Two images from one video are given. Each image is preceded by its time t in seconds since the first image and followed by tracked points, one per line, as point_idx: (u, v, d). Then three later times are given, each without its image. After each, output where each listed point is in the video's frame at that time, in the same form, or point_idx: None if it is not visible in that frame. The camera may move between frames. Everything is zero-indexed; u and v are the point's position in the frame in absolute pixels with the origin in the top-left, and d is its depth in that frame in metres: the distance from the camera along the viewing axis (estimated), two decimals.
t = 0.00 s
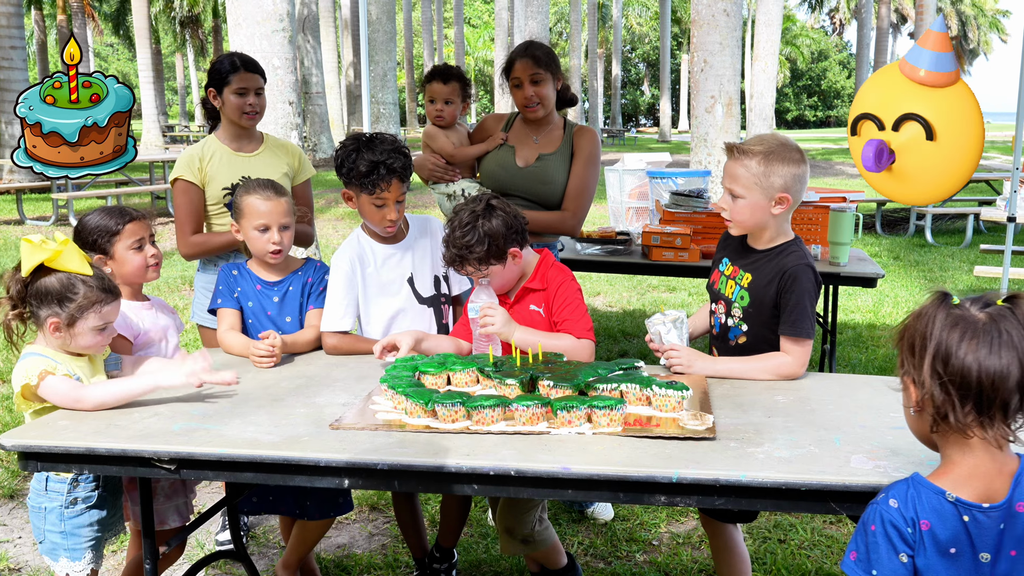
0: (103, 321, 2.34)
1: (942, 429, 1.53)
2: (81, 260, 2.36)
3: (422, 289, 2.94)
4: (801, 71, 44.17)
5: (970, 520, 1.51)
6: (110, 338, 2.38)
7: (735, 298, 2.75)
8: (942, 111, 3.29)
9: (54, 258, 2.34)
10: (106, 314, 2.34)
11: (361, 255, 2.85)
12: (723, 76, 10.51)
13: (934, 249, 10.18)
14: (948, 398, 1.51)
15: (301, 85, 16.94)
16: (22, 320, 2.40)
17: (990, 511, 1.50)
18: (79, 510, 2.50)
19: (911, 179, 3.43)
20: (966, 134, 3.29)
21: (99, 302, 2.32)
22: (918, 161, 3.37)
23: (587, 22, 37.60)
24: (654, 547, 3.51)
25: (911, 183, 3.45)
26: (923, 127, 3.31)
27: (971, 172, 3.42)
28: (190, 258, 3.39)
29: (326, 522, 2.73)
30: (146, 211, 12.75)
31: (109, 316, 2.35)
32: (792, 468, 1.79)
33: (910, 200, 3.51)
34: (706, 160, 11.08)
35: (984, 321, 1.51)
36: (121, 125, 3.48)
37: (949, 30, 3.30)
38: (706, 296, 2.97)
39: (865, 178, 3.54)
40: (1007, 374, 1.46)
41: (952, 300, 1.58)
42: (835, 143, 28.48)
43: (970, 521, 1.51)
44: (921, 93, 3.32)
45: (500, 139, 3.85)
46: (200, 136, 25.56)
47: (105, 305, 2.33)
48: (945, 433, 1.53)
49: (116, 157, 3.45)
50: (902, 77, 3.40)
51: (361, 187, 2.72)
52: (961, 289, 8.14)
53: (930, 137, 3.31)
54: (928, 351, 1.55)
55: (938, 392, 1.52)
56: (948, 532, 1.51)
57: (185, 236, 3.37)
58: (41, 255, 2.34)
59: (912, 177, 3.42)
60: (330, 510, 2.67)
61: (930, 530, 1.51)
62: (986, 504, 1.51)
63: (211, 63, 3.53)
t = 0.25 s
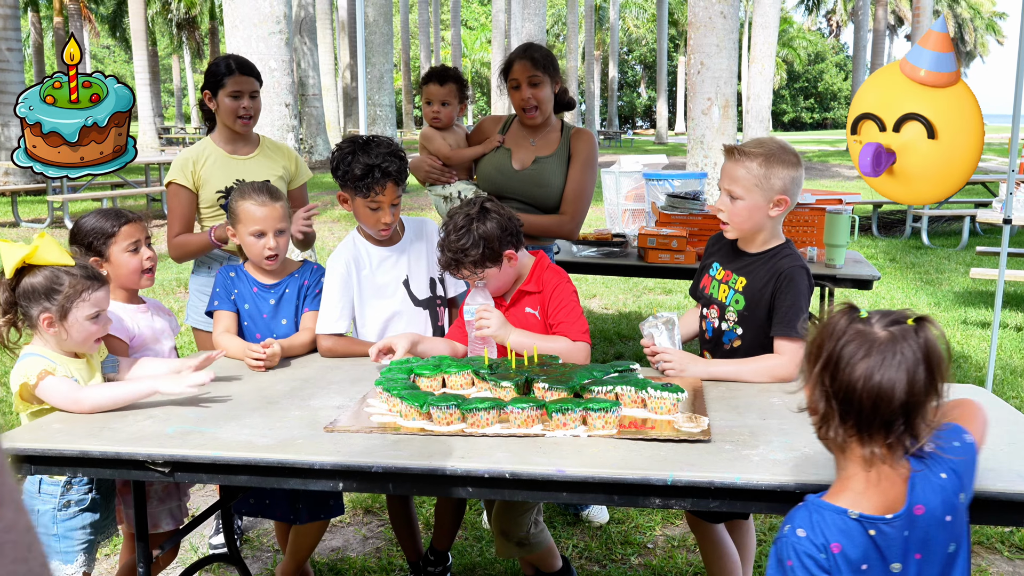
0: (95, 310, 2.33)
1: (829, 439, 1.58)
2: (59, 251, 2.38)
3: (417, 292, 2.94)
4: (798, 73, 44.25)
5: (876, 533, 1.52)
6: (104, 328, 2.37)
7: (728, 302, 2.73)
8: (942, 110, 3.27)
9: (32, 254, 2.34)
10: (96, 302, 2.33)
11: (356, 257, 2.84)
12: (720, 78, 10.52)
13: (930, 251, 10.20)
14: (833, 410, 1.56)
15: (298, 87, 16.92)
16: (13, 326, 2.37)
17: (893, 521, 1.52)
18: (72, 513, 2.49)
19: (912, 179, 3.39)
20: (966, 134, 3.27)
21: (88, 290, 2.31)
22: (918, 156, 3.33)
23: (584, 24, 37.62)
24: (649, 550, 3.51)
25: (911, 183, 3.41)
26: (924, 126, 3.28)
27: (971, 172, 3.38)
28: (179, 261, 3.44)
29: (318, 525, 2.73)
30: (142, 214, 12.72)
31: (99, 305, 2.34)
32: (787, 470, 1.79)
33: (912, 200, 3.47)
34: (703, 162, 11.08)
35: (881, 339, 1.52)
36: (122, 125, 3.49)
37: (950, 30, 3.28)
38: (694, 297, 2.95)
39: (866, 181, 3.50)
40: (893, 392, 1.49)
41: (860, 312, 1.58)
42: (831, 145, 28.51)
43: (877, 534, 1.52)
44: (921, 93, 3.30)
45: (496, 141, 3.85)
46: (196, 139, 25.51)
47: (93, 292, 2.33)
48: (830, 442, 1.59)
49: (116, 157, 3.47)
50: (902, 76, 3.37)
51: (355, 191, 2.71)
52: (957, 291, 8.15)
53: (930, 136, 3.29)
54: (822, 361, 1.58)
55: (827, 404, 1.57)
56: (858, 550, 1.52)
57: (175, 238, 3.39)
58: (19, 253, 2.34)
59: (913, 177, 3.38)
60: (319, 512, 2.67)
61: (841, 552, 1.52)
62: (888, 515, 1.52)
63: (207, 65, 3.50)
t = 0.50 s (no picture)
0: (77, 301, 2.34)
1: (758, 443, 1.57)
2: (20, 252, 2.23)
3: (410, 295, 2.93)
4: (793, 75, 44.35)
5: (781, 530, 1.51)
6: (89, 319, 2.38)
7: (731, 304, 2.75)
8: (941, 108, 3.13)
9: None
10: (75, 293, 2.33)
11: (350, 261, 2.84)
12: (715, 80, 10.53)
13: (924, 253, 10.22)
14: (770, 415, 1.54)
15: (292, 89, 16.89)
16: None
17: (800, 518, 1.52)
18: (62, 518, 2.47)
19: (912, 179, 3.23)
20: (966, 130, 3.14)
21: (65, 283, 2.30)
22: (920, 152, 3.17)
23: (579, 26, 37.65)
24: (642, 553, 3.51)
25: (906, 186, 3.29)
26: (925, 126, 3.14)
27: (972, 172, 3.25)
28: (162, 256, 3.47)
29: (311, 529, 2.72)
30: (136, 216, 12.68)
31: (79, 295, 2.34)
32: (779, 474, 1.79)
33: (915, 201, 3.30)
34: (698, 164, 11.08)
35: (808, 337, 1.55)
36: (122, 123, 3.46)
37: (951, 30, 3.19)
38: (693, 302, 2.96)
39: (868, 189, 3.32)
40: (824, 389, 1.53)
41: (778, 311, 1.59)
42: (826, 147, 28.56)
43: (782, 529, 1.51)
44: (920, 92, 3.17)
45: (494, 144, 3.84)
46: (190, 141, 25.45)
47: (71, 282, 2.32)
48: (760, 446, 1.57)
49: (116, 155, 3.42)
50: (902, 76, 3.24)
51: (350, 195, 2.71)
52: (951, 294, 8.17)
53: (931, 134, 3.14)
54: (752, 365, 1.55)
55: (760, 407, 1.54)
56: (759, 543, 1.50)
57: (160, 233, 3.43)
58: None
59: (910, 178, 3.23)
60: (314, 516, 2.67)
61: (740, 543, 1.50)
62: (796, 512, 1.52)
63: (201, 68, 3.49)
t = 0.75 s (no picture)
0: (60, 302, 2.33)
1: (725, 442, 1.62)
2: None
3: (402, 297, 2.93)
4: (788, 77, 44.44)
5: (742, 525, 1.54)
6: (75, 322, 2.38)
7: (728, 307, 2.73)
8: (941, 107, 3.28)
9: None
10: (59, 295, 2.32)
11: (342, 264, 2.83)
12: (710, 83, 10.55)
13: (918, 255, 10.24)
14: (736, 415, 1.60)
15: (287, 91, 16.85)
16: None
17: (761, 514, 1.55)
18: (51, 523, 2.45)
19: (912, 180, 3.37)
20: (966, 128, 3.28)
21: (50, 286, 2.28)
22: (921, 152, 3.30)
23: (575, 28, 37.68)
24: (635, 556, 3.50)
25: (912, 191, 3.43)
26: (925, 124, 3.29)
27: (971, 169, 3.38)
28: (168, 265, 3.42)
29: (304, 534, 2.71)
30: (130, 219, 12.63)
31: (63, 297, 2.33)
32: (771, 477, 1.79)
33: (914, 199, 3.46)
34: (693, 167, 11.08)
35: (772, 339, 1.60)
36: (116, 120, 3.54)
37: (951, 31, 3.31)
38: (688, 306, 2.94)
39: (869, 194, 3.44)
40: (788, 388, 1.59)
41: (745, 314, 1.64)
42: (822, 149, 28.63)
43: (743, 525, 1.54)
44: (920, 92, 3.31)
45: (489, 147, 3.82)
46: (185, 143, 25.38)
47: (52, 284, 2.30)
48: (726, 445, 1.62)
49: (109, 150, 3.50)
50: (903, 75, 3.37)
51: (342, 201, 2.71)
52: (945, 296, 8.20)
53: (932, 132, 3.28)
54: (717, 366, 1.61)
55: (725, 407, 1.61)
56: (722, 539, 1.53)
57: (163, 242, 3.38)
58: None
59: (913, 179, 3.37)
60: (308, 522, 2.67)
61: (704, 539, 1.53)
62: (757, 509, 1.55)
63: (193, 72, 3.49)
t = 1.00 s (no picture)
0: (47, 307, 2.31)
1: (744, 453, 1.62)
2: None
3: (390, 302, 2.92)
4: (781, 81, 44.59)
5: (747, 532, 1.55)
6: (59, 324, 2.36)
7: (717, 315, 2.72)
8: (940, 107, 3.17)
9: None
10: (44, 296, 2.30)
11: (329, 268, 2.83)
12: (702, 86, 10.57)
13: (910, 259, 10.27)
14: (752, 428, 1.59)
15: (280, 94, 16.83)
16: None
17: (763, 520, 1.55)
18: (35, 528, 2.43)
19: (916, 180, 3.25)
20: (966, 125, 3.17)
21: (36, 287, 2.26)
22: (923, 154, 3.19)
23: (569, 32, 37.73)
24: (624, 561, 3.50)
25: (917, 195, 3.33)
26: (927, 123, 3.17)
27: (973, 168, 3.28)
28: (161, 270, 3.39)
29: (296, 540, 2.71)
30: (121, 223, 12.57)
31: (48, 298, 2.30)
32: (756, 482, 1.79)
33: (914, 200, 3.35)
34: (685, 170, 11.10)
35: (792, 354, 1.57)
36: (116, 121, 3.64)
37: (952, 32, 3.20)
38: (674, 316, 2.90)
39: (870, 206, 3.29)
40: (808, 403, 1.55)
41: (767, 326, 1.62)
42: (815, 153, 28.75)
43: (747, 532, 1.55)
44: (918, 92, 3.19)
45: (476, 152, 3.82)
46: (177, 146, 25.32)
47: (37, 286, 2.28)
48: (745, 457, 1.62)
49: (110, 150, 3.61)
50: (903, 75, 3.24)
51: (327, 207, 2.71)
52: (937, 299, 8.23)
53: (934, 130, 3.17)
54: (735, 377, 1.61)
55: (742, 419, 1.61)
56: (729, 546, 1.55)
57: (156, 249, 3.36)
58: None
59: (918, 179, 3.24)
60: (304, 528, 2.66)
61: (714, 546, 1.55)
62: (758, 514, 1.55)
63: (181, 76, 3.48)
